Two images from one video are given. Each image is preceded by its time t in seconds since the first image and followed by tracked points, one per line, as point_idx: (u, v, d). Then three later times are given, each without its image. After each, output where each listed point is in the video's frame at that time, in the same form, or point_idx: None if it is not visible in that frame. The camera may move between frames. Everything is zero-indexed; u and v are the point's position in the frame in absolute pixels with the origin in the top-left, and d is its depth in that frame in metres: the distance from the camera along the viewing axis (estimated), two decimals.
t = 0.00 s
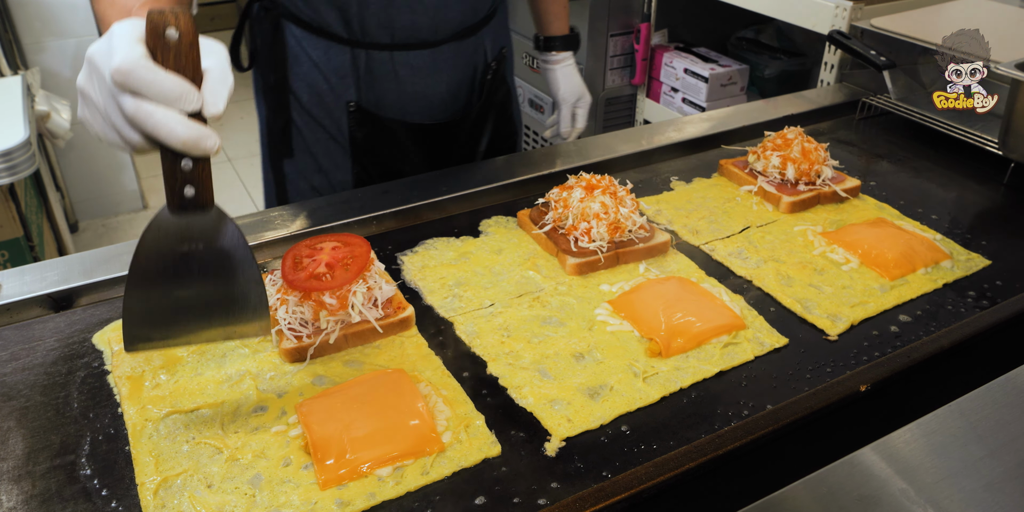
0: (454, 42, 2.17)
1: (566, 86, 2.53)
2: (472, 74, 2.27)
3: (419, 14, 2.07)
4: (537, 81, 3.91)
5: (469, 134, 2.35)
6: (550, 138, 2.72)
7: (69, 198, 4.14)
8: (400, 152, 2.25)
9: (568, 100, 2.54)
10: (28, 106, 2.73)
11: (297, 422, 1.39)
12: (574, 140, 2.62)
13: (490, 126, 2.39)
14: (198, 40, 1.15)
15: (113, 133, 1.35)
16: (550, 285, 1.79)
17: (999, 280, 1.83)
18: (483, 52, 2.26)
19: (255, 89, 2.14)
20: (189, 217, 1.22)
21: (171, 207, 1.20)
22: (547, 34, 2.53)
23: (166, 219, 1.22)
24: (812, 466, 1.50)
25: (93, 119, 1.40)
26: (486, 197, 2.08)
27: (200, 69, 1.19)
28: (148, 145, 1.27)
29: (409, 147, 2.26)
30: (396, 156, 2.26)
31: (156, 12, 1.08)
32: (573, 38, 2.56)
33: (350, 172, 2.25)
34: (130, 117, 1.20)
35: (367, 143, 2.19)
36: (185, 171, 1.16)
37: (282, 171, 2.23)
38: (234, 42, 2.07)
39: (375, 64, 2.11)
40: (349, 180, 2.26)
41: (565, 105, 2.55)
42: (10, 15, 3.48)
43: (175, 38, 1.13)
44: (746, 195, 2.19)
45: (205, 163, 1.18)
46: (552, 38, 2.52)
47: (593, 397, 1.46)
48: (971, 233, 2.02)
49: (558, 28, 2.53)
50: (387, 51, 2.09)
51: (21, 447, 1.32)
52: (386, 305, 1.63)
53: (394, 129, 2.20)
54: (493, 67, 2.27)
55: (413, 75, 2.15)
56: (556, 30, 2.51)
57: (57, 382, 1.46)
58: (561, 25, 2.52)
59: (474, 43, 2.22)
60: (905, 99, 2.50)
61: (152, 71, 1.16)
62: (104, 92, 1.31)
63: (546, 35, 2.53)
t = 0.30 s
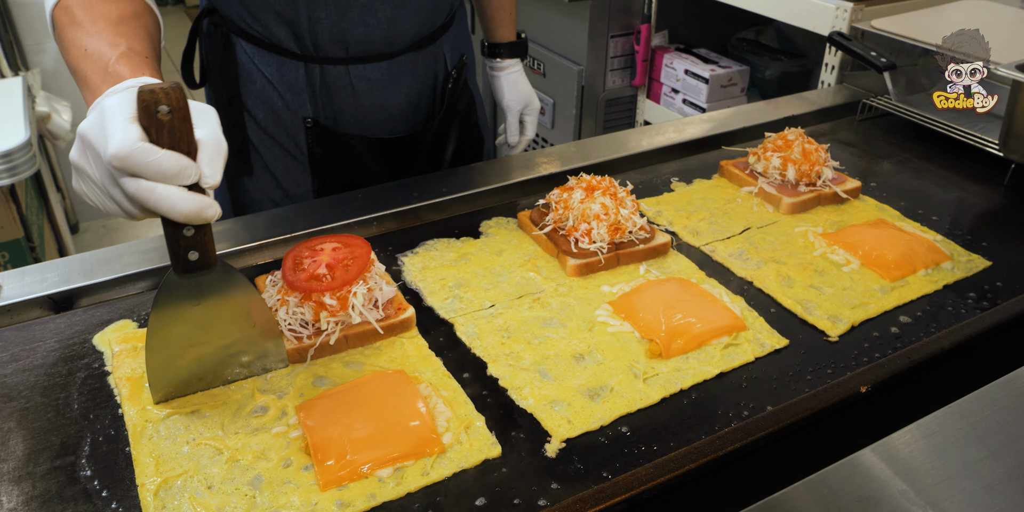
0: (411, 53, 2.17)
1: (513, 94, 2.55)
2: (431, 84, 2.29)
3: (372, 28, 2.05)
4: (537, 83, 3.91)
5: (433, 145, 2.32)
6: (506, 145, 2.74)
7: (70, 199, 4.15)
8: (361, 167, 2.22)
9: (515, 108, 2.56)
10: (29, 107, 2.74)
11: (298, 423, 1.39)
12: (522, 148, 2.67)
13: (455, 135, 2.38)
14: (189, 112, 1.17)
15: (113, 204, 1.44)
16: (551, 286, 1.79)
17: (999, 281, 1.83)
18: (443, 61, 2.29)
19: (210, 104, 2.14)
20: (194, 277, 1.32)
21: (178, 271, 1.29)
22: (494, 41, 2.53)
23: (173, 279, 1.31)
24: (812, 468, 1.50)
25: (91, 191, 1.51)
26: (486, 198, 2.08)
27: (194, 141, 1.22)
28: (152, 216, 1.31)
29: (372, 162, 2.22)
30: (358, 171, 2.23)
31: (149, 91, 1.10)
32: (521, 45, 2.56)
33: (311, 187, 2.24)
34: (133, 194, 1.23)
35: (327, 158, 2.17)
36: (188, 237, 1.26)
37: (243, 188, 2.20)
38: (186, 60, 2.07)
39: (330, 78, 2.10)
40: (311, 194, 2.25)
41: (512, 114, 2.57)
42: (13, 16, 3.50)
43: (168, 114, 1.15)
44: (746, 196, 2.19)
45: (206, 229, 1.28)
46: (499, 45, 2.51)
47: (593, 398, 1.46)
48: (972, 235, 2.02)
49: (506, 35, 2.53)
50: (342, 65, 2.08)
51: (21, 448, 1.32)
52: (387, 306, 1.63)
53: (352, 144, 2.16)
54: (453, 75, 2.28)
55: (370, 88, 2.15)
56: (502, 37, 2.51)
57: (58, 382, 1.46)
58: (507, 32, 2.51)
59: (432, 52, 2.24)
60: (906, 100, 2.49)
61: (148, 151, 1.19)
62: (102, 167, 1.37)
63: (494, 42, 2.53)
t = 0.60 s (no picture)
0: (401, 56, 2.17)
1: (514, 95, 2.55)
2: (422, 88, 2.29)
3: (361, 28, 2.04)
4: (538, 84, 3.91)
5: (422, 152, 2.32)
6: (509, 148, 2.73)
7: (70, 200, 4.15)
8: (351, 172, 2.22)
9: (517, 109, 2.56)
10: (30, 108, 2.74)
11: (298, 424, 1.38)
12: (528, 149, 2.66)
13: (446, 141, 2.37)
14: (186, 117, 1.17)
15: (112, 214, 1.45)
16: (551, 287, 1.79)
17: (1000, 283, 1.83)
18: (433, 67, 2.29)
19: (200, 108, 2.12)
20: (194, 281, 1.32)
21: (177, 275, 1.31)
22: (493, 44, 2.53)
23: (172, 284, 1.31)
24: (812, 469, 1.50)
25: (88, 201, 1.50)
26: (487, 199, 2.08)
27: (192, 147, 1.22)
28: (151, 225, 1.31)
29: (361, 167, 2.22)
30: (347, 175, 2.23)
31: (146, 97, 1.09)
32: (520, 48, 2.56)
33: (299, 191, 2.24)
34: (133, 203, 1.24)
35: (316, 161, 2.18)
36: (187, 242, 1.27)
37: (232, 190, 2.21)
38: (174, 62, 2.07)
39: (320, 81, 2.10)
40: (300, 197, 2.25)
41: (515, 115, 2.57)
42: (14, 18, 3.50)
43: (165, 118, 1.15)
44: (747, 197, 2.19)
45: (205, 234, 1.29)
46: (499, 48, 2.51)
47: (593, 399, 1.46)
48: (972, 236, 2.02)
49: (506, 37, 2.53)
50: (331, 68, 2.08)
51: (22, 449, 1.32)
52: (387, 307, 1.63)
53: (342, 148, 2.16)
54: (444, 81, 2.28)
55: (360, 90, 2.15)
56: (501, 40, 2.51)
57: (58, 384, 1.46)
58: (507, 35, 2.51)
59: (423, 57, 2.24)
60: (907, 101, 2.49)
61: (146, 160, 1.20)
62: (101, 177, 1.37)
63: (494, 45, 2.53)
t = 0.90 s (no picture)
0: (396, 58, 2.17)
1: (513, 99, 2.54)
2: (416, 90, 2.28)
3: (354, 29, 2.05)
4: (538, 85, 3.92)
5: (416, 155, 2.32)
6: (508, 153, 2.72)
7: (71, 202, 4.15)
8: (345, 175, 2.22)
9: (516, 113, 2.55)
10: (31, 109, 2.75)
11: (300, 424, 1.39)
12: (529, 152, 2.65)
13: (440, 144, 2.38)
14: (170, 117, 1.17)
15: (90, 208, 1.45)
16: (552, 288, 1.80)
17: (1000, 283, 1.83)
18: (428, 69, 2.29)
19: (197, 111, 2.13)
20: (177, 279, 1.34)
21: (153, 275, 1.31)
22: (492, 49, 2.54)
23: (147, 285, 1.32)
24: (812, 469, 1.50)
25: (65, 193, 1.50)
26: (487, 200, 2.08)
27: (174, 146, 1.23)
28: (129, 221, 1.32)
29: (355, 170, 2.22)
30: (341, 178, 2.23)
31: (130, 95, 1.10)
32: (518, 53, 2.56)
33: (294, 194, 2.24)
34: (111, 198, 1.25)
35: (311, 163, 2.17)
36: (164, 242, 1.28)
37: (227, 193, 2.22)
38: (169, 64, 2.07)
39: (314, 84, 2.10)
40: (294, 200, 2.25)
41: (514, 120, 2.55)
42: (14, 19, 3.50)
43: (148, 117, 1.16)
44: (747, 198, 2.19)
45: (183, 234, 1.29)
46: (496, 54, 2.52)
47: (594, 400, 1.46)
48: (973, 236, 2.02)
49: (502, 43, 2.54)
50: (325, 70, 2.08)
51: (23, 449, 1.32)
52: (388, 307, 1.63)
53: (335, 151, 2.15)
54: (438, 84, 2.28)
55: (354, 93, 2.15)
56: (500, 46, 2.53)
57: (59, 384, 1.46)
58: (505, 41, 2.53)
59: (417, 59, 2.24)
60: (908, 102, 2.49)
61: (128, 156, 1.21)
62: (81, 171, 1.38)
63: (491, 51, 2.53)
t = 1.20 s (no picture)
0: (393, 61, 2.17)
1: (508, 103, 2.54)
2: (414, 93, 2.28)
3: (350, 34, 2.05)
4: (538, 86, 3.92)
5: (412, 159, 2.32)
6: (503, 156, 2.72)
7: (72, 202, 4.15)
8: (341, 177, 2.22)
9: (512, 117, 2.54)
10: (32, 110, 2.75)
11: (301, 425, 1.39)
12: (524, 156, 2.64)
13: (437, 146, 2.38)
14: (132, 126, 1.15)
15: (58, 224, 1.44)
16: (552, 289, 1.80)
17: (1001, 284, 1.83)
18: (425, 73, 2.28)
19: (193, 112, 2.14)
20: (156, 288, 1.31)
21: (127, 286, 1.29)
22: (487, 53, 2.54)
23: (122, 294, 1.30)
24: (813, 469, 1.50)
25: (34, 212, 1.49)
26: (488, 201, 2.09)
27: (138, 156, 1.20)
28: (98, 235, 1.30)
29: (351, 172, 2.21)
30: (337, 180, 2.23)
31: (89, 104, 1.08)
32: (516, 57, 2.56)
33: (291, 196, 2.25)
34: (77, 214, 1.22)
35: (306, 165, 2.17)
36: (136, 253, 1.25)
37: (224, 194, 2.23)
38: (167, 65, 2.08)
39: (311, 87, 2.10)
40: (289, 202, 2.26)
41: (510, 123, 2.55)
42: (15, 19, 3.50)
43: (109, 128, 1.13)
44: (748, 199, 2.19)
45: (155, 244, 1.26)
46: (493, 58, 2.52)
47: (595, 400, 1.46)
48: (973, 237, 2.02)
49: (501, 46, 2.55)
50: (322, 73, 2.08)
51: (24, 449, 1.32)
52: (389, 308, 1.64)
53: (332, 154, 2.16)
54: (435, 87, 2.28)
55: (350, 96, 2.15)
56: (496, 49, 2.53)
57: (60, 384, 1.46)
58: (501, 45, 2.53)
59: (415, 63, 2.23)
60: (908, 103, 2.50)
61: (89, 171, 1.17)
62: (45, 189, 1.37)
63: (488, 54, 2.54)
